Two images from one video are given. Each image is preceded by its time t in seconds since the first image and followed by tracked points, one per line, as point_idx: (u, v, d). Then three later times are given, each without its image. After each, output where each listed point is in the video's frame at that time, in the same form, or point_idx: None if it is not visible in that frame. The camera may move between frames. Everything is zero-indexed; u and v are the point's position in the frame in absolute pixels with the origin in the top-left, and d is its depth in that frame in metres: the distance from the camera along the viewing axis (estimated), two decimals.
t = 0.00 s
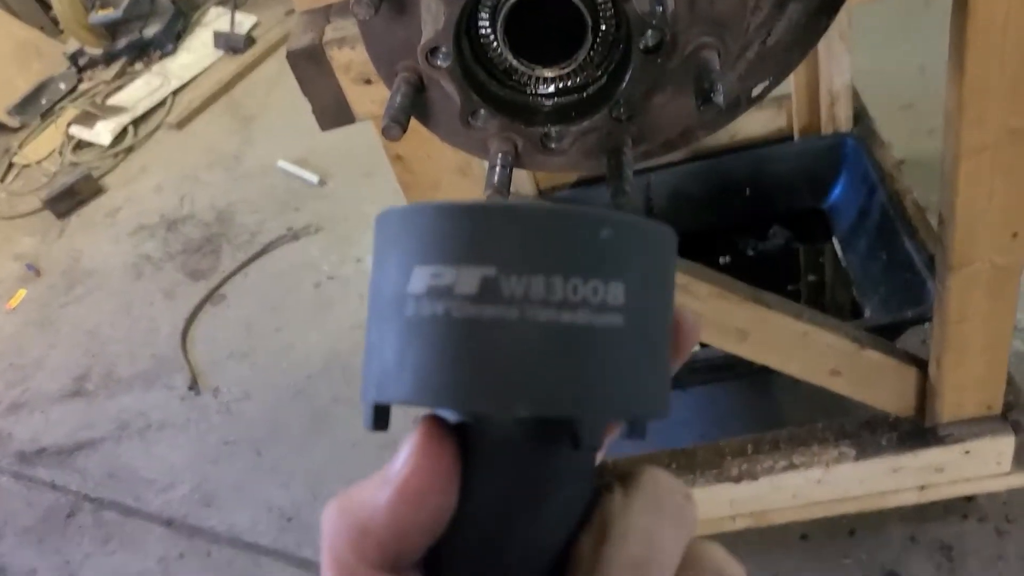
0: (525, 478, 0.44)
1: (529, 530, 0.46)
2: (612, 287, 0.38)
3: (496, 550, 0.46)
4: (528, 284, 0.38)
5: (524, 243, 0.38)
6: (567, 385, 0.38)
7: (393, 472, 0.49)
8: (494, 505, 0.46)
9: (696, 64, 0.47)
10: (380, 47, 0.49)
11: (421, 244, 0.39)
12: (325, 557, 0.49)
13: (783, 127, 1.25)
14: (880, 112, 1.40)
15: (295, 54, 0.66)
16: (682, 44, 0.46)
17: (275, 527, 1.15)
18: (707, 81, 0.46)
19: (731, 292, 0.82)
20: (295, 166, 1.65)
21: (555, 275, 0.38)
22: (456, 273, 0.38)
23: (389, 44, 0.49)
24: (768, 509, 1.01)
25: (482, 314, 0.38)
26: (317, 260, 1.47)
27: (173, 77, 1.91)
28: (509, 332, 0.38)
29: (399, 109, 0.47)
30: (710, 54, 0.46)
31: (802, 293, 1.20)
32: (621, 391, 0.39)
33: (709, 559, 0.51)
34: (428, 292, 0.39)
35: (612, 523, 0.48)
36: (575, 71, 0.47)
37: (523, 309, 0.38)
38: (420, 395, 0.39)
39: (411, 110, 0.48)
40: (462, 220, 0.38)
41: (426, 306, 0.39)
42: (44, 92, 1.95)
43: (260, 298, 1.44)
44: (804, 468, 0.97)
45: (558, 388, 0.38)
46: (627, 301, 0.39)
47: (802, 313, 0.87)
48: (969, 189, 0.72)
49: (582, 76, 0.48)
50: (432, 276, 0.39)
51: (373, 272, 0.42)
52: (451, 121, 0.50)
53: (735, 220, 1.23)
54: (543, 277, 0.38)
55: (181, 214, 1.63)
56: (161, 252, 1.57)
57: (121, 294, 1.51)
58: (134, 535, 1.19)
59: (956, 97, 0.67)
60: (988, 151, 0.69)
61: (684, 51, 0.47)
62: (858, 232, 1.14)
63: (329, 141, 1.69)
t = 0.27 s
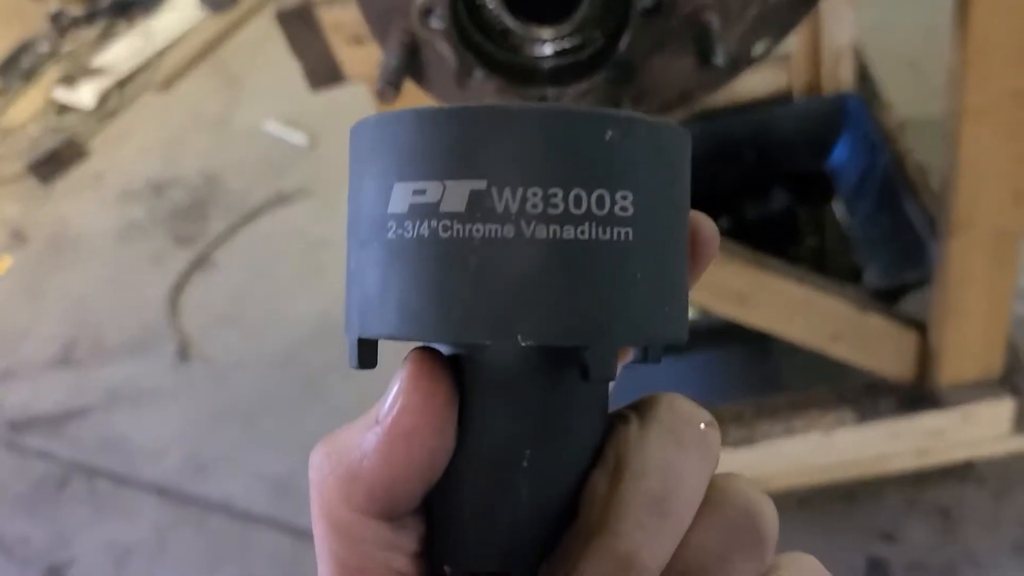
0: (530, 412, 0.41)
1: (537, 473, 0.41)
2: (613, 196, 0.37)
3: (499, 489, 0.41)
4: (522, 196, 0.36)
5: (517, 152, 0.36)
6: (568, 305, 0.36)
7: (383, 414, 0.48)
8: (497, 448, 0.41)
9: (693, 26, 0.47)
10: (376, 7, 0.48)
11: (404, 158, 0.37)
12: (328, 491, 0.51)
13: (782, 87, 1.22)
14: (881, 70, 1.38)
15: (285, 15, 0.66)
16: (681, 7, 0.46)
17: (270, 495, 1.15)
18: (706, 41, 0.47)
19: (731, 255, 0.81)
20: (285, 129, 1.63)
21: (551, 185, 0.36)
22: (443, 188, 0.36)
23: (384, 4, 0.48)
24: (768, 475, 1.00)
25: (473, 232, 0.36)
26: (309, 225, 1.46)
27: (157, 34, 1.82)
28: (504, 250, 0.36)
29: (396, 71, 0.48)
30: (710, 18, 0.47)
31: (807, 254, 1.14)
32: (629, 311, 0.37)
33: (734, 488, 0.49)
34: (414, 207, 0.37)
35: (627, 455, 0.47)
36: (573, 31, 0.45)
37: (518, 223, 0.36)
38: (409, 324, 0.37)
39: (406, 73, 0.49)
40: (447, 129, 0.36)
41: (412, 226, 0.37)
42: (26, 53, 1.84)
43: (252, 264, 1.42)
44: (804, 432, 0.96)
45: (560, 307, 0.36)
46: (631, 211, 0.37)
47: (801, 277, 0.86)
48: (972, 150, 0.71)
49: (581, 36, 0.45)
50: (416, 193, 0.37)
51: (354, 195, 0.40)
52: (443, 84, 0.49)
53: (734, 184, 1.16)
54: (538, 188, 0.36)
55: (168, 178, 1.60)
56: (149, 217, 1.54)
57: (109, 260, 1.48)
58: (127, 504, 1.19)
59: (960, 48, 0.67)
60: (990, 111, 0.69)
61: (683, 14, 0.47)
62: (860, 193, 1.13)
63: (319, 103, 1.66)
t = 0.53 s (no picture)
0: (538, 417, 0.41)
1: (545, 478, 0.42)
2: (619, 200, 0.36)
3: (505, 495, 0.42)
4: (525, 200, 0.36)
5: (519, 155, 0.35)
6: (573, 311, 0.36)
7: (387, 416, 0.48)
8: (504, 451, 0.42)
9: (685, 12, 0.47)
10: None
11: (406, 159, 0.37)
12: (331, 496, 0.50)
13: (775, 75, 1.22)
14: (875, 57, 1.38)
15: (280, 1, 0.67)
16: None
17: (265, 482, 1.16)
18: (698, 27, 0.48)
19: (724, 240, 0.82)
20: (278, 116, 1.62)
21: (555, 189, 0.36)
22: (444, 191, 0.36)
23: None
24: (761, 461, 1.00)
25: (475, 237, 0.36)
26: (303, 213, 1.45)
27: (148, 20, 1.83)
28: (507, 255, 0.36)
29: (389, 54, 0.47)
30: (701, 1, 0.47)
31: (799, 242, 1.16)
32: (636, 317, 0.37)
33: (748, 495, 0.49)
34: (416, 211, 0.37)
35: (641, 463, 0.46)
36: (565, 15, 0.46)
37: (521, 229, 0.36)
38: (411, 328, 0.38)
39: (400, 56, 0.49)
40: (449, 130, 0.36)
41: (414, 228, 0.37)
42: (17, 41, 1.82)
43: (245, 253, 1.42)
44: (797, 419, 0.96)
45: (563, 315, 0.36)
46: (639, 214, 0.37)
47: (793, 263, 0.86)
48: (963, 137, 0.72)
49: (573, 20, 0.46)
50: (418, 195, 0.37)
51: (360, 194, 0.41)
52: (437, 67, 0.50)
53: (729, 171, 1.15)
54: (541, 192, 0.36)
55: (161, 166, 1.60)
56: (142, 205, 1.54)
57: (102, 248, 1.48)
58: (121, 492, 1.19)
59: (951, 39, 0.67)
60: (981, 98, 0.69)
61: None
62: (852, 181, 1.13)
63: (312, 91, 1.66)
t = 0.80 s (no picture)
0: (571, 449, 0.42)
1: (577, 509, 0.44)
2: (665, 236, 0.37)
3: (537, 523, 0.44)
4: (572, 233, 0.36)
5: (568, 189, 0.36)
6: (616, 345, 0.37)
7: (420, 444, 0.50)
8: (538, 481, 0.43)
9: (681, 11, 0.47)
10: None
11: (448, 187, 0.38)
12: (359, 520, 0.53)
13: (773, 73, 1.22)
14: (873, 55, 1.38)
15: None
16: None
17: (264, 480, 1.16)
18: (694, 29, 0.47)
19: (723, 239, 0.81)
20: (275, 113, 1.62)
21: (602, 223, 0.36)
22: (488, 222, 0.37)
23: None
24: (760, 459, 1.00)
25: (519, 269, 0.37)
26: (301, 211, 1.45)
27: (144, 18, 1.84)
28: (551, 288, 0.36)
29: (387, 55, 0.48)
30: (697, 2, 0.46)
31: (797, 239, 1.15)
32: (676, 350, 0.38)
33: (775, 526, 0.54)
34: (458, 240, 0.38)
35: (672, 492, 0.50)
36: (562, 16, 0.46)
37: (567, 263, 0.36)
38: (448, 357, 0.38)
39: (397, 56, 0.49)
40: (495, 161, 0.37)
41: (455, 258, 0.38)
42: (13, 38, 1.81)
43: (243, 251, 1.42)
44: (795, 416, 0.97)
45: (606, 349, 0.37)
46: (684, 249, 0.37)
47: (792, 262, 0.86)
48: (959, 135, 0.72)
49: (569, 20, 0.46)
50: (460, 224, 0.38)
51: (394, 214, 0.41)
52: (435, 67, 0.50)
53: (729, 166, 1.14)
54: (589, 225, 0.36)
55: (159, 164, 1.59)
56: (140, 203, 1.54)
57: (100, 246, 1.48)
58: (120, 491, 1.19)
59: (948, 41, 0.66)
60: (977, 96, 0.69)
61: None
62: (851, 179, 1.12)
63: (308, 88, 1.66)
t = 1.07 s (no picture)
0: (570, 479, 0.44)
1: (576, 539, 0.45)
2: (665, 273, 0.38)
3: (537, 553, 0.45)
4: (574, 271, 0.37)
5: (571, 228, 0.37)
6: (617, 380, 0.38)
7: (424, 477, 0.52)
8: (537, 511, 0.45)
9: (676, 13, 0.47)
10: None
11: (453, 225, 0.39)
12: (362, 549, 0.54)
13: (771, 73, 1.22)
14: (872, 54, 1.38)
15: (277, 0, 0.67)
16: None
17: (264, 479, 1.16)
18: (688, 33, 0.46)
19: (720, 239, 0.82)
20: (274, 113, 1.62)
21: (604, 262, 0.37)
22: (492, 259, 0.38)
23: None
24: (758, 458, 1.01)
25: (523, 305, 0.38)
26: (301, 210, 1.46)
27: (144, 18, 1.84)
28: (554, 324, 0.37)
29: (386, 57, 0.48)
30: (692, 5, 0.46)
31: (795, 240, 1.18)
32: (675, 383, 0.39)
33: (769, 555, 0.55)
34: (462, 276, 0.39)
35: (668, 523, 0.51)
36: (558, 18, 0.47)
37: (569, 300, 0.37)
38: (451, 391, 0.39)
39: (395, 58, 0.49)
40: (498, 200, 0.38)
41: (459, 293, 0.39)
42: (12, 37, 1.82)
43: (244, 250, 1.42)
44: (793, 415, 0.97)
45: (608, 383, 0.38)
46: (682, 286, 0.38)
47: (789, 262, 0.86)
48: (954, 136, 0.72)
49: (565, 24, 0.47)
50: (464, 261, 0.39)
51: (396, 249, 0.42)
52: (432, 69, 0.50)
53: (727, 167, 1.15)
54: (591, 263, 0.37)
55: (158, 164, 1.60)
56: (140, 203, 1.54)
57: (99, 246, 1.48)
58: (120, 489, 1.19)
59: (943, 45, 0.67)
60: (972, 98, 0.69)
61: None
62: (848, 179, 1.11)
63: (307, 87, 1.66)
